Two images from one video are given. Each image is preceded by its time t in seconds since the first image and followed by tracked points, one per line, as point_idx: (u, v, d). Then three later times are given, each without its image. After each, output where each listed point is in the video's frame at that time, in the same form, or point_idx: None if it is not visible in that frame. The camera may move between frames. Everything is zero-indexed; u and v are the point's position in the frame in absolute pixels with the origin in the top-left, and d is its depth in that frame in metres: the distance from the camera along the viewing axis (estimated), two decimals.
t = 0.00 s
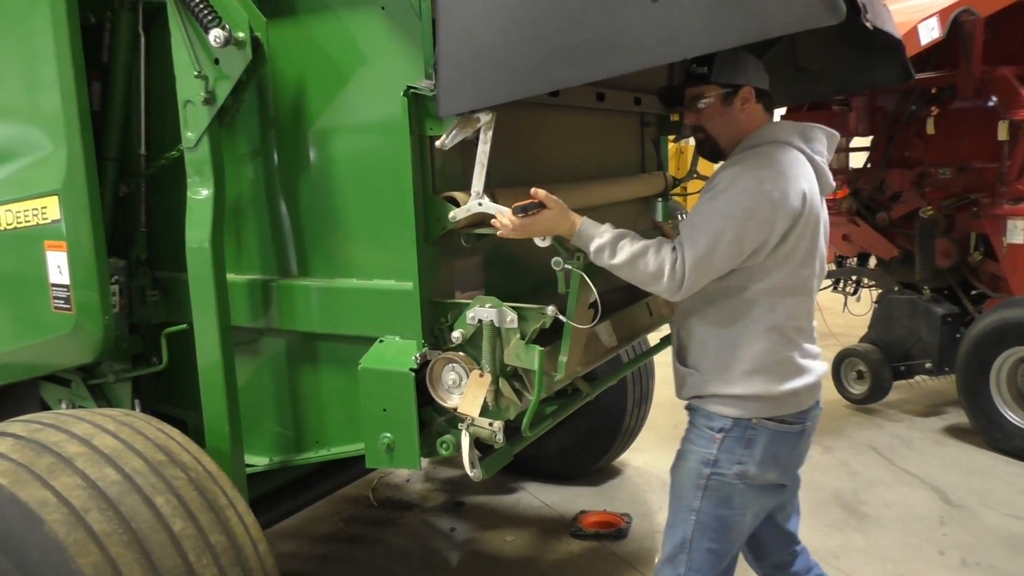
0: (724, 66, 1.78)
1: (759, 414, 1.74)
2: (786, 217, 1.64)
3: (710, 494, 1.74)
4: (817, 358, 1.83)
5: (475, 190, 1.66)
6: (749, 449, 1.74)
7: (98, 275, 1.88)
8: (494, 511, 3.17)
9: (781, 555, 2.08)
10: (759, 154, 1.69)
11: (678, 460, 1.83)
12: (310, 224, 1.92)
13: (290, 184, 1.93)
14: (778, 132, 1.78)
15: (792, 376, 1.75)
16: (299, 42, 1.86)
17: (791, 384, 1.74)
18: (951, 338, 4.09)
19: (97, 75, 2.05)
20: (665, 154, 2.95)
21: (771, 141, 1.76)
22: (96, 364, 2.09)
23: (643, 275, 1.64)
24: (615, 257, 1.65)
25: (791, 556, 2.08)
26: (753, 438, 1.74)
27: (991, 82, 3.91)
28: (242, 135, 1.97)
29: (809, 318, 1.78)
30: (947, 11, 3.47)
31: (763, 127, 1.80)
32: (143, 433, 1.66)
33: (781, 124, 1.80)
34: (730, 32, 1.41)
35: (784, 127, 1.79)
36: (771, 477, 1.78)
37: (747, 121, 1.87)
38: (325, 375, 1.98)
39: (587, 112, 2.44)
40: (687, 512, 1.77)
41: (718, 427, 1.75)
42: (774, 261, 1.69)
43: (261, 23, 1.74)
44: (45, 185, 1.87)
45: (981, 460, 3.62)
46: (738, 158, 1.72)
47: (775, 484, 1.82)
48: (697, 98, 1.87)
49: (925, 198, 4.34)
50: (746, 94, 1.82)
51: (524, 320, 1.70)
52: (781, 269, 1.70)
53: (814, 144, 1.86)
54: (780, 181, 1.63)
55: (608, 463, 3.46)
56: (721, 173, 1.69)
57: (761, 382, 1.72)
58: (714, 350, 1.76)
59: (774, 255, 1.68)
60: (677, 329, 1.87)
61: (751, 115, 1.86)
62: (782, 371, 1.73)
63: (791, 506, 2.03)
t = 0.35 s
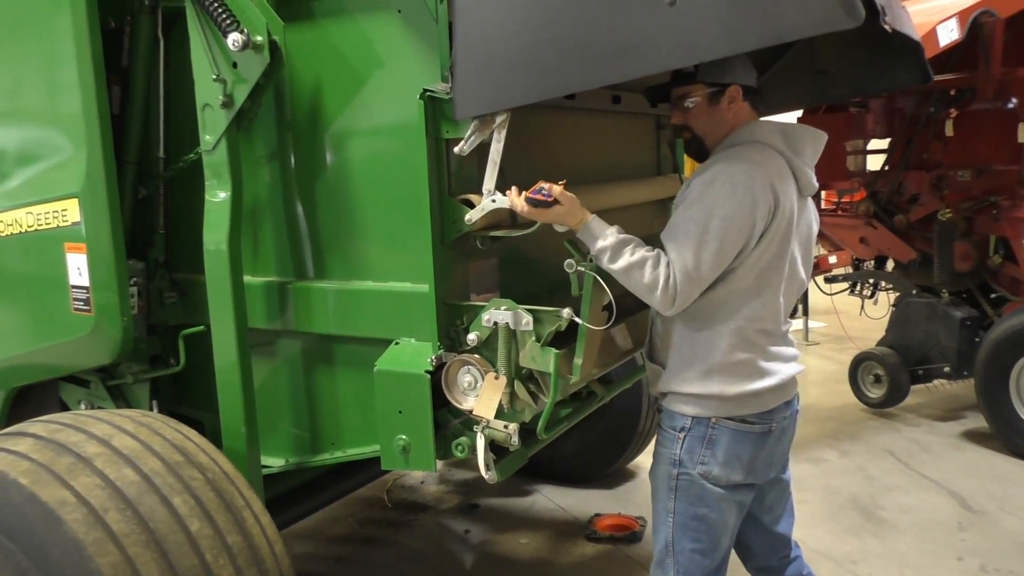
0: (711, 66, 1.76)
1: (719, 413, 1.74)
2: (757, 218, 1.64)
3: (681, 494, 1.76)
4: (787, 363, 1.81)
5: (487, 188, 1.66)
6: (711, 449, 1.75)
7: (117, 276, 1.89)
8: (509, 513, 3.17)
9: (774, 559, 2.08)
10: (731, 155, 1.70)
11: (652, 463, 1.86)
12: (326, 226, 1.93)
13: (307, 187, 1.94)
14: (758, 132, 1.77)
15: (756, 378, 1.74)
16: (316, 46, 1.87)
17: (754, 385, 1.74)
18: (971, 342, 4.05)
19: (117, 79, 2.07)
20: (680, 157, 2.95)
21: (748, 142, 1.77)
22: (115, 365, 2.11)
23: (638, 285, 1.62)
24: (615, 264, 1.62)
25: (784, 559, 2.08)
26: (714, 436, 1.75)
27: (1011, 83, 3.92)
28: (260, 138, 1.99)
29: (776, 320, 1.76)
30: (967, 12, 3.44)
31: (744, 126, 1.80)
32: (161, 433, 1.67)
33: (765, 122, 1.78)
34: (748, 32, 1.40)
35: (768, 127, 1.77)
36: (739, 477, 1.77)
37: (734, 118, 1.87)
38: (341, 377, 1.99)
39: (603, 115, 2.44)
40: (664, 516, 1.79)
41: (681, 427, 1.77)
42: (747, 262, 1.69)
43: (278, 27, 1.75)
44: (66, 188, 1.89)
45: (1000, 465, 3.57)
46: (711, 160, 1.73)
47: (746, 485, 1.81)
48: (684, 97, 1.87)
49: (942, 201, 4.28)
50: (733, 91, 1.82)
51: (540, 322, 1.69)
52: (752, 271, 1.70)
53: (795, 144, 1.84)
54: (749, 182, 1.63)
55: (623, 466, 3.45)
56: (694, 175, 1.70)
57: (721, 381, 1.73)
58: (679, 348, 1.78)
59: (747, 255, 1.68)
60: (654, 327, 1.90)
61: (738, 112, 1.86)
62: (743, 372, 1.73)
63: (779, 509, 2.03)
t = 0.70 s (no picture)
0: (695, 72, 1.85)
1: (716, 411, 1.75)
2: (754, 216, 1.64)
3: (682, 493, 1.77)
4: (788, 364, 1.80)
5: (493, 191, 1.65)
6: (710, 449, 1.75)
7: (124, 278, 1.90)
8: (513, 514, 3.17)
9: (783, 560, 2.08)
10: (724, 158, 1.72)
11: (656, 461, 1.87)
12: (332, 228, 1.94)
13: (313, 188, 1.95)
14: (753, 135, 1.79)
15: (755, 378, 1.75)
16: (323, 48, 1.88)
17: (753, 386, 1.74)
18: (977, 345, 4.03)
19: (124, 82, 2.08)
20: (686, 159, 2.96)
21: (742, 145, 1.79)
22: (121, 366, 2.12)
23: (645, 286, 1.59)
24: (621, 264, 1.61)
25: (792, 561, 2.08)
26: (714, 436, 1.75)
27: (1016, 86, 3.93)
28: (266, 140, 1.99)
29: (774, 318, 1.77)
30: (973, 14, 3.43)
31: (739, 131, 1.83)
32: (167, 435, 1.68)
33: (759, 125, 1.80)
34: (754, 34, 1.40)
35: (763, 129, 1.79)
36: (740, 477, 1.77)
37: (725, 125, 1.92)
38: (347, 378, 2.00)
39: (609, 117, 2.45)
40: (666, 514, 1.80)
41: (682, 425, 1.78)
42: (747, 262, 1.68)
43: (285, 30, 1.76)
44: (73, 189, 1.90)
45: (1007, 468, 3.56)
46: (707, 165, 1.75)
47: (748, 485, 1.80)
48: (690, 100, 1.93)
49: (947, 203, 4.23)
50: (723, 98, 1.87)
51: (545, 325, 1.69)
52: (752, 271, 1.70)
53: (798, 149, 1.83)
54: (743, 180, 1.64)
55: (628, 469, 3.44)
56: (690, 178, 1.71)
57: (719, 379, 1.73)
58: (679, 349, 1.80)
59: (747, 255, 1.67)
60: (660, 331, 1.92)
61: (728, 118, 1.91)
62: (741, 372, 1.74)
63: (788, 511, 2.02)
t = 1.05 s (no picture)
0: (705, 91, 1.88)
1: (755, 409, 1.82)
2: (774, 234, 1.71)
3: (715, 484, 1.85)
4: (827, 366, 1.85)
5: (489, 193, 1.66)
6: (748, 444, 1.82)
7: (120, 280, 1.90)
8: (510, 516, 3.17)
9: (835, 542, 2.10)
10: (737, 180, 1.78)
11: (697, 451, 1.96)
12: (329, 230, 1.94)
13: (310, 190, 1.95)
14: (767, 148, 1.83)
15: (792, 381, 1.80)
16: (320, 51, 1.88)
17: (790, 389, 1.80)
18: (972, 347, 4.05)
19: (121, 83, 2.08)
20: (682, 161, 2.98)
21: (757, 162, 1.83)
22: (118, 368, 2.12)
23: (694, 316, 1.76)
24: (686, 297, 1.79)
25: (845, 543, 2.09)
26: (751, 432, 1.82)
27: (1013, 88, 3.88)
28: (263, 142, 1.99)
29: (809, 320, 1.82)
30: (967, 18, 3.45)
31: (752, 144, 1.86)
32: (163, 437, 1.68)
33: (773, 137, 1.84)
34: (750, 38, 1.41)
35: (778, 141, 1.83)
36: (772, 472, 1.84)
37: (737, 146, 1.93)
38: (343, 380, 2.00)
39: (605, 120, 2.45)
40: (695, 503, 1.89)
41: (722, 421, 1.86)
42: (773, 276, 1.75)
43: (282, 32, 1.76)
44: (69, 192, 1.89)
45: (1001, 470, 3.57)
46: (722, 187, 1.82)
47: (781, 480, 1.86)
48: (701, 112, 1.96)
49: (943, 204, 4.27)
50: (729, 119, 1.89)
51: (541, 327, 1.70)
52: (781, 280, 1.77)
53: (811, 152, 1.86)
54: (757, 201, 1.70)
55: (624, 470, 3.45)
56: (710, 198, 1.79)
57: (758, 381, 1.81)
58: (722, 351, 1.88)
59: (772, 270, 1.75)
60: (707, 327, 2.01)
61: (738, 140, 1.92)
62: (779, 375, 1.80)
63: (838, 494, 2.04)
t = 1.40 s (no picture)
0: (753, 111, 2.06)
1: (843, 396, 1.97)
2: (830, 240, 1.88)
3: (801, 465, 2.00)
4: (904, 352, 2.00)
5: (488, 196, 1.66)
6: (836, 429, 1.97)
7: (119, 282, 1.90)
8: (508, 518, 3.17)
9: (863, 522, 2.26)
10: (789, 194, 1.97)
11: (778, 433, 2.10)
12: (328, 233, 1.94)
13: (309, 192, 1.95)
14: (812, 159, 2.00)
15: (874, 369, 1.94)
16: (319, 53, 1.88)
17: (874, 377, 1.94)
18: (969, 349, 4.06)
19: (120, 86, 2.09)
20: (680, 163, 2.98)
21: (805, 174, 2.00)
22: (116, 370, 2.12)
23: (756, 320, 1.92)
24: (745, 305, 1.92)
25: (873, 522, 2.25)
26: (838, 417, 1.96)
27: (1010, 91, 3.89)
28: (262, 144, 1.99)
29: (880, 311, 1.97)
30: (964, 21, 3.46)
31: (802, 158, 2.03)
32: (161, 438, 1.68)
33: (819, 149, 2.01)
34: (748, 41, 1.42)
35: (822, 152, 2.00)
36: (857, 455, 2.00)
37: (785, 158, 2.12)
38: (342, 382, 2.00)
39: (604, 122, 2.46)
40: (780, 480, 2.04)
41: (811, 406, 2.00)
42: (833, 277, 1.93)
43: (281, 34, 1.76)
44: (68, 194, 1.89)
45: (998, 471, 3.58)
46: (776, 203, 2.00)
47: (864, 462, 2.03)
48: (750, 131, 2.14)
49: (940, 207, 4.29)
50: (777, 134, 2.07)
51: (541, 329, 1.70)
52: (846, 277, 1.94)
53: (859, 157, 2.01)
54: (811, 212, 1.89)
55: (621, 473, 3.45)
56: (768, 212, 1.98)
57: (845, 373, 1.94)
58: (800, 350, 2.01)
59: (833, 270, 1.92)
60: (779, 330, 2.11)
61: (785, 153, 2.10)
62: (864, 365, 1.94)
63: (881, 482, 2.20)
